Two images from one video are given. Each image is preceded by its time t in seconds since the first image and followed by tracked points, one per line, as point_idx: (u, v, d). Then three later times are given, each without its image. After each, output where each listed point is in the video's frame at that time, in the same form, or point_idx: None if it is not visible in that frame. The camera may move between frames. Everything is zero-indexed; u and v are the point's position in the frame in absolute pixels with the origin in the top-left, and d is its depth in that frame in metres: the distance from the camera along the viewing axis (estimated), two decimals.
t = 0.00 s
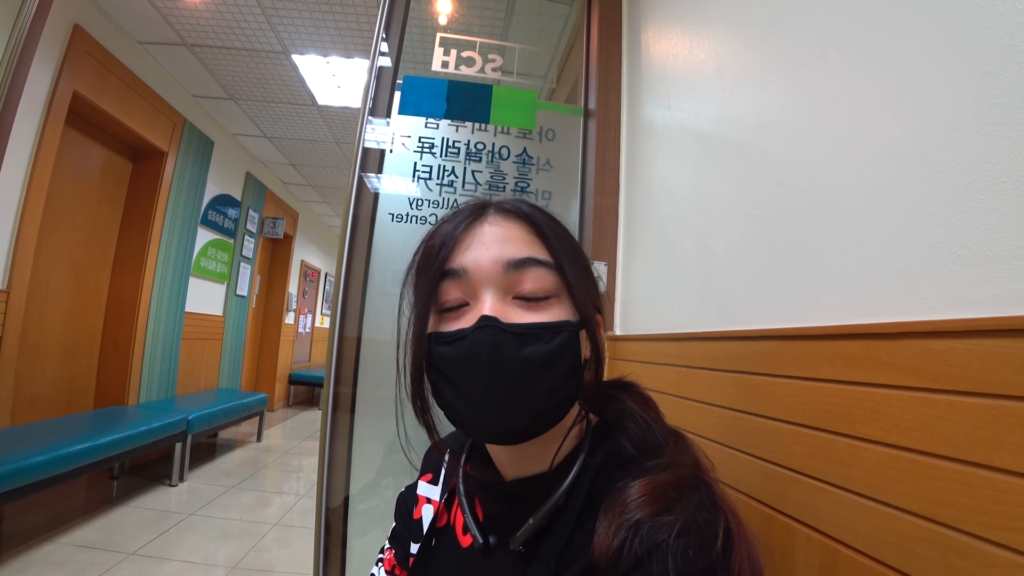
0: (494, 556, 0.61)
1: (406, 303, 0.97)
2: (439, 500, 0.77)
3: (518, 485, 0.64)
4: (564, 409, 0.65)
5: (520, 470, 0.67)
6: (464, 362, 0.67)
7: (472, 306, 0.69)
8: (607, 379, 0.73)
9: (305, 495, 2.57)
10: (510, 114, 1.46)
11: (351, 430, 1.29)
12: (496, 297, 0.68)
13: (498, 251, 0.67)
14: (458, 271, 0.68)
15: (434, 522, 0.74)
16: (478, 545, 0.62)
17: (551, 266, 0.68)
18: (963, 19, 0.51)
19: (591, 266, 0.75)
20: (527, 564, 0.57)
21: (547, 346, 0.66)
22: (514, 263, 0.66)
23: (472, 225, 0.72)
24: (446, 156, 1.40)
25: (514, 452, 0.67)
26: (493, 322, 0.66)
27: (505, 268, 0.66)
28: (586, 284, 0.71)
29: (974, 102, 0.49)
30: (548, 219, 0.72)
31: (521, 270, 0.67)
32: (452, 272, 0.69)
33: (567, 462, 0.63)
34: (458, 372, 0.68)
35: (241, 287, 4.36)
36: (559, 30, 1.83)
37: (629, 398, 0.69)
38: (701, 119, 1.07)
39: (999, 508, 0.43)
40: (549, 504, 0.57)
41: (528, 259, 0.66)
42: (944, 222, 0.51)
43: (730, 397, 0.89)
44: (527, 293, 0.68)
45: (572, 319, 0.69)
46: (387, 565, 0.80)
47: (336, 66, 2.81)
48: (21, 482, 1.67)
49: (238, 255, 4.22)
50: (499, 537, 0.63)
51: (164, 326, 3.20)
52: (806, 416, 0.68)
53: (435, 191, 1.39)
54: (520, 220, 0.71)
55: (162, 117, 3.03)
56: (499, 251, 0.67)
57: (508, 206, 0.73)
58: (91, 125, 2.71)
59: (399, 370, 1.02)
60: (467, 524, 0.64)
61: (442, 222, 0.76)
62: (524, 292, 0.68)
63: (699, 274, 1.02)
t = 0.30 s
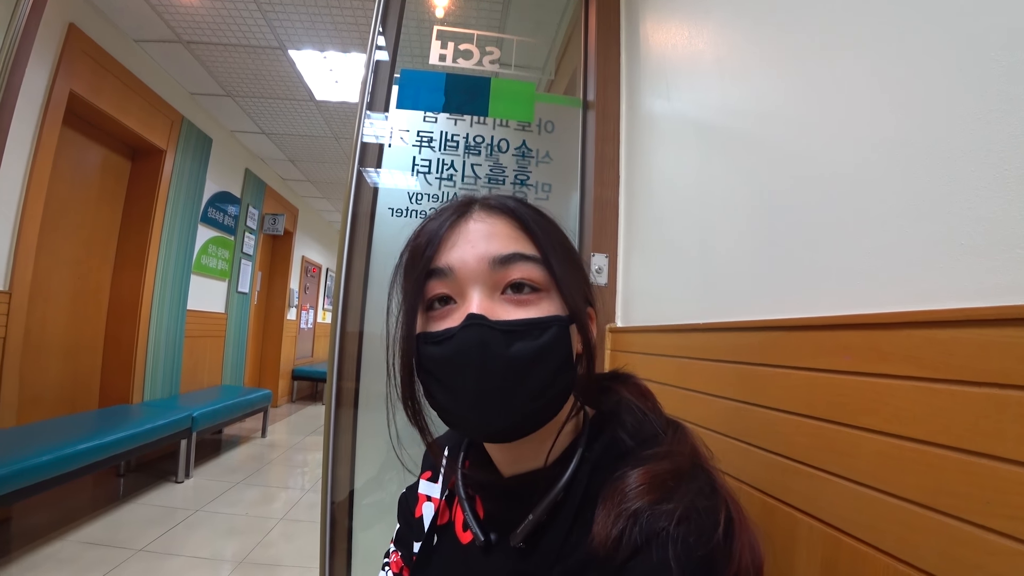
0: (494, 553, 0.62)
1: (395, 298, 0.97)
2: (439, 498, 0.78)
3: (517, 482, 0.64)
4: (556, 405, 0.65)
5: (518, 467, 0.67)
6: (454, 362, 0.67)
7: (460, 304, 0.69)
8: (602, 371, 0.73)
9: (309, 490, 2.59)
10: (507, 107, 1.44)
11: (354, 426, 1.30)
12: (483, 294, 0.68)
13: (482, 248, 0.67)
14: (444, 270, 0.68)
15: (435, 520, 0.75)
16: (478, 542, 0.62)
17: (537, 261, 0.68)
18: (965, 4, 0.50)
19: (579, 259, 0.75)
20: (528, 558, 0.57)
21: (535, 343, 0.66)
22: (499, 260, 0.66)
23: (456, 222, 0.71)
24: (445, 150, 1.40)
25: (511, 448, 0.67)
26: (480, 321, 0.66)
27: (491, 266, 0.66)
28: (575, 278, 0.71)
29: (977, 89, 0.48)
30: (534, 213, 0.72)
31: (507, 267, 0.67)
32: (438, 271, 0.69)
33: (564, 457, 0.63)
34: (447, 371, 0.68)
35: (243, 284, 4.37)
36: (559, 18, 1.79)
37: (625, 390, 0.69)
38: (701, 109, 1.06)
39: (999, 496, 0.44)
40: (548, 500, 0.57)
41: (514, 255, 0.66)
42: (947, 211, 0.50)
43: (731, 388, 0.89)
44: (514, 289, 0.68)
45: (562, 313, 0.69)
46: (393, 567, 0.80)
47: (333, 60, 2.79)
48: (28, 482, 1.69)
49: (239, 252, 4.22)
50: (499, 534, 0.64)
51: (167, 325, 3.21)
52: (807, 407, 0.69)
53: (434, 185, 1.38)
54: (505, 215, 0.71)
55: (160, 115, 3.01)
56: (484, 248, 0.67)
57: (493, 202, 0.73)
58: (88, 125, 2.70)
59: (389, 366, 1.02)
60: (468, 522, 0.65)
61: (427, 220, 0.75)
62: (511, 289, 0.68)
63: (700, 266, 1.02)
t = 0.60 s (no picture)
0: (494, 543, 0.63)
1: (394, 291, 0.97)
2: (444, 485, 0.79)
3: (516, 475, 0.65)
4: (555, 398, 0.65)
5: (518, 459, 0.68)
6: (452, 357, 0.67)
7: (458, 298, 0.70)
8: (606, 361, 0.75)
9: (315, 480, 2.63)
10: (510, 97, 1.43)
11: (359, 416, 1.31)
12: (481, 288, 0.68)
13: (479, 241, 0.67)
14: (441, 264, 0.68)
15: (440, 506, 0.77)
16: (479, 532, 0.63)
17: (534, 253, 0.68)
18: None
19: (578, 249, 0.75)
20: (528, 550, 0.59)
21: (533, 337, 0.66)
22: (496, 252, 0.66)
23: (453, 214, 0.71)
24: (447, 141, 1.39)
25: (512, 441, 0.67)
26: (478, 314, 0.66)
27: (487, 259, 0.66)
28: (572, 269, 0.71)
29: (982, 78, 0.47)
30: (531, 204, 0.72)
31: (504, 260, 0.67)
32: (435, 265, 0.69)
33: (564, 450, 0.64)
34: (445, 367, 0.68)
35: (247, 276, 4.39)
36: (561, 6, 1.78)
37: (627, 380, 0.69)
38: (704, 99, 1.05)
39: (998, 488, 0.44)
40: (547, 493, 0.58)
41: (511, 248, 0.66)
42: (949, 203, 0.50)
43: (733, 379, 0.89)
44: (512, 282, 0.68)
45: (560, 306, 0.69)
46: (398, 550, 0.82)
47: (333, 51, 2.76)
48: (40, 473, 1.73)
49: (242, 244, 4.24)
50: (500, 525, 0.65)
51: (172, 318, 3.24)
52: (810, 397, 0.69)
53: (437, 176, 1.38)
54: (501, 207, 0.71)
55: (162, 109, 3.01)
56: (481, 241, 0.67)
57: (489, 194, 0.72)
58: (90, 119, 2.70)
59: (390, 360, 1.03)
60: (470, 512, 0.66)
61: (423, 213, 0.75)
62: (509, 282, 0.68)
63: (703, 256, 1.02)
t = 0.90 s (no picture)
0: (497, 533, 0.64)
1: (399, 287, 0.98)
2: (446, 474, 0.80)
3: (519, 466, 0.66)
4: (559, 394, 0.66)
5: (522, 450, 0.69)
6: (457, 355, 0.68)
7: (464, 296, 0.70)
8: (607, 356, 0.74)
9: (321, 473, 2.66)
10: (514, 90, 1.42)
11: (364, 410, 1.33)
12: (487, 287, 0.68)
13: (485, 240, 0.67)
14: (447, 262, 0.69)
15: (442, 497, 0.77)
16: (482, 522, 0.64)
17: (539, 251, 0.68)
18: None
19: (582, 246, 0.75)
20: (530, 540, 0.60)
21: (539, 335, 0.67)
22: (503, 251, 0.66)
23: (458, 213, 0.71)
24: (449, 135, 1.39)
25: (515, 435, 0.69)
26: (485, 313, 0.67)
27: (493, 258, 0.66)
28: (577, 266, 0.71)
29: (984, 75, 0.47)
30: (535, 202, 0.71)
31: (511, 258, 0.67)
32: (441, 264, 0.69)
33: (567, 443, 0.65)
34: (451, 364, 0.69)
35: (251, 270, 4.42)
36: None
37: (631, 373, 0.69)
38: (706, 92, 1.04)
39: (995, 483, 0.44)
40: (549, 484, 0.58)
41: (516, 247, 0.66)
42: (950, 199, 0.50)
43: (734, 372, 0.90)
44: (518, 281, 0.69)
45: (565, 303, 0.70)
46: (399, 539, 0.84)
47: (335, 44, 2.75)
48: (51, 466, 1.76)
49: (246, 238, 4.26)
50: (502, 515, 0.66)
51: (178, 312, 3.27)
52: (809, 392, 0.69)
53: (440, 170, 1.38)
54: (506, 204, 0.71)
55: (165, 104, 3.01)
56: (486, 240, 0.67)
57: (493, 191, 0.72)
58: (94, 115, 2.71)
59: (395, 354, 1.04)
60: (472, 502, 0.67)
61: (428, 211, 0.75)
62: (515, 280, 0.69)
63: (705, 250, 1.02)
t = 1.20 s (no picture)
0: (500, 522, 0.65)
1: (405, 282, 0.98)
2: (450, 464, 0.81)
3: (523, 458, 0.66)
4: (565, 389, 0.66)
5: (527, 442, 0.70)
6: (464, 349, 0.68)
7: (472, 291, 0.71)
8: (613, 351, 0.75)
9: (323, 465, 2.68)
10: (516, 83, 1.41)
11: (367, 403, 1.34)
12: (495, 282, 0.68)
13: (493, 236, 0.67)
14: (455, 258, 0.69)
15: (446, 485, 0.78)
16: (485, 512, 0.65)
17: (548, 247, 0.68)
18: None
19: (588, 240, 0.75)
20: (533, 532, 0.60)
21: (547, 331, 0.67)
22: (510, 247, 0.66)
23: (466, 207, 0.71)
24: (452, 128, 1.38)
25: (522, 428, 0.69)
26: (493, 309, 0.67)
27: (501, 253, 0.67)
28: (585, 261, 0.71)
29: (989, 69, 0.47)
30: (543, 197, 0.71)
31: (519, 254, 0.67)
32: (448, 259, 0.70)
33: (573, 435, 0.65)
34: (459, 359, 0.69)
35: (253, 263, 4.43)
36: None
37: (637, 369, 0.70)
38: (709, 86, 1.04)
39: (995, 479, 0.44)
40: (554, 475, 0.59)
41: (524, 242, 0.66)
42: (955, 194, 0.50)
43: (736, 367, 0.90)
44: (526, 276, 0.69)
45: (573, 299, 0.70)
46: (403, 529, 0.85)
47: (337, 37, 2.74)
48: (55, 459, 1.78)
49: (248, 231, 4.26)
50: (505, 506, 0.67)
51: (180, 305, 3.28)
52: (810, 387, 0.69)
53: (442, 163, 1.38)
54: (514, 199, 0.70)
55: (167, 98, 3.01)
56: (494, 235, 0.67)
57: (501, 186, 0.72)
58: (96, 108, 2.71)
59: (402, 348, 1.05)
60: (475, 491, 0.68)
61: (435, 205, 0.75)
62: (522, 275, 0.69)
63: (708, 245, 1.02)
